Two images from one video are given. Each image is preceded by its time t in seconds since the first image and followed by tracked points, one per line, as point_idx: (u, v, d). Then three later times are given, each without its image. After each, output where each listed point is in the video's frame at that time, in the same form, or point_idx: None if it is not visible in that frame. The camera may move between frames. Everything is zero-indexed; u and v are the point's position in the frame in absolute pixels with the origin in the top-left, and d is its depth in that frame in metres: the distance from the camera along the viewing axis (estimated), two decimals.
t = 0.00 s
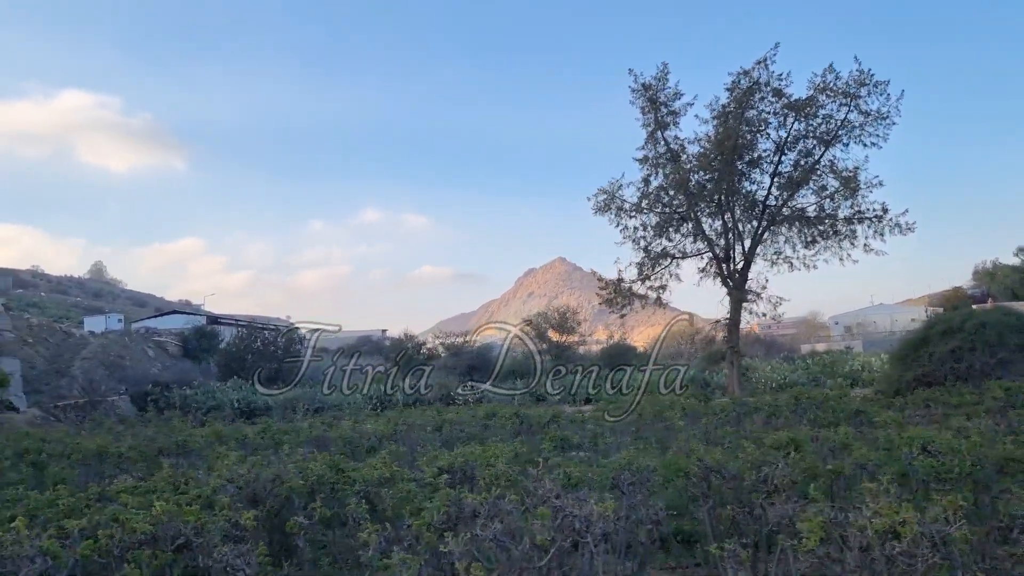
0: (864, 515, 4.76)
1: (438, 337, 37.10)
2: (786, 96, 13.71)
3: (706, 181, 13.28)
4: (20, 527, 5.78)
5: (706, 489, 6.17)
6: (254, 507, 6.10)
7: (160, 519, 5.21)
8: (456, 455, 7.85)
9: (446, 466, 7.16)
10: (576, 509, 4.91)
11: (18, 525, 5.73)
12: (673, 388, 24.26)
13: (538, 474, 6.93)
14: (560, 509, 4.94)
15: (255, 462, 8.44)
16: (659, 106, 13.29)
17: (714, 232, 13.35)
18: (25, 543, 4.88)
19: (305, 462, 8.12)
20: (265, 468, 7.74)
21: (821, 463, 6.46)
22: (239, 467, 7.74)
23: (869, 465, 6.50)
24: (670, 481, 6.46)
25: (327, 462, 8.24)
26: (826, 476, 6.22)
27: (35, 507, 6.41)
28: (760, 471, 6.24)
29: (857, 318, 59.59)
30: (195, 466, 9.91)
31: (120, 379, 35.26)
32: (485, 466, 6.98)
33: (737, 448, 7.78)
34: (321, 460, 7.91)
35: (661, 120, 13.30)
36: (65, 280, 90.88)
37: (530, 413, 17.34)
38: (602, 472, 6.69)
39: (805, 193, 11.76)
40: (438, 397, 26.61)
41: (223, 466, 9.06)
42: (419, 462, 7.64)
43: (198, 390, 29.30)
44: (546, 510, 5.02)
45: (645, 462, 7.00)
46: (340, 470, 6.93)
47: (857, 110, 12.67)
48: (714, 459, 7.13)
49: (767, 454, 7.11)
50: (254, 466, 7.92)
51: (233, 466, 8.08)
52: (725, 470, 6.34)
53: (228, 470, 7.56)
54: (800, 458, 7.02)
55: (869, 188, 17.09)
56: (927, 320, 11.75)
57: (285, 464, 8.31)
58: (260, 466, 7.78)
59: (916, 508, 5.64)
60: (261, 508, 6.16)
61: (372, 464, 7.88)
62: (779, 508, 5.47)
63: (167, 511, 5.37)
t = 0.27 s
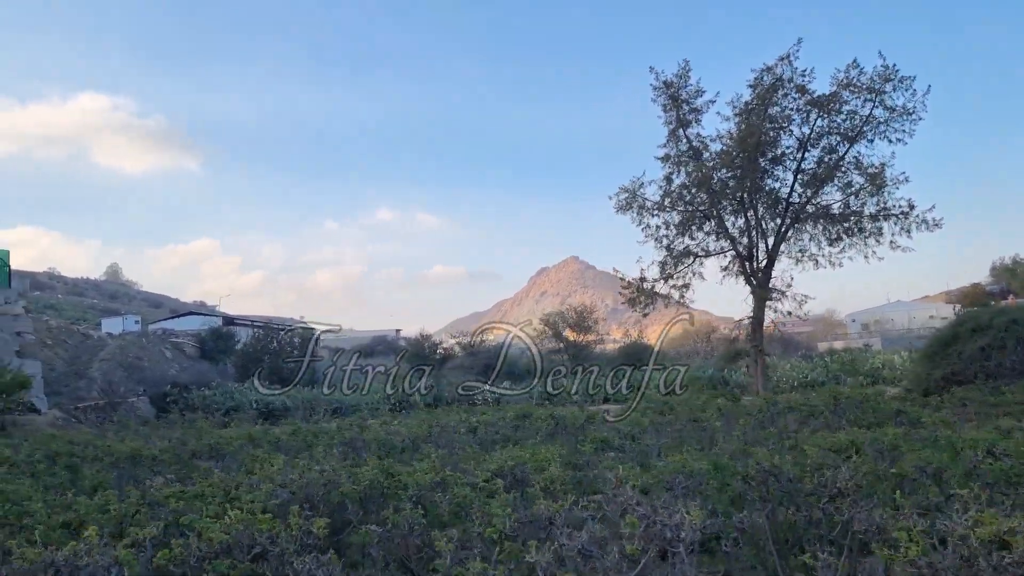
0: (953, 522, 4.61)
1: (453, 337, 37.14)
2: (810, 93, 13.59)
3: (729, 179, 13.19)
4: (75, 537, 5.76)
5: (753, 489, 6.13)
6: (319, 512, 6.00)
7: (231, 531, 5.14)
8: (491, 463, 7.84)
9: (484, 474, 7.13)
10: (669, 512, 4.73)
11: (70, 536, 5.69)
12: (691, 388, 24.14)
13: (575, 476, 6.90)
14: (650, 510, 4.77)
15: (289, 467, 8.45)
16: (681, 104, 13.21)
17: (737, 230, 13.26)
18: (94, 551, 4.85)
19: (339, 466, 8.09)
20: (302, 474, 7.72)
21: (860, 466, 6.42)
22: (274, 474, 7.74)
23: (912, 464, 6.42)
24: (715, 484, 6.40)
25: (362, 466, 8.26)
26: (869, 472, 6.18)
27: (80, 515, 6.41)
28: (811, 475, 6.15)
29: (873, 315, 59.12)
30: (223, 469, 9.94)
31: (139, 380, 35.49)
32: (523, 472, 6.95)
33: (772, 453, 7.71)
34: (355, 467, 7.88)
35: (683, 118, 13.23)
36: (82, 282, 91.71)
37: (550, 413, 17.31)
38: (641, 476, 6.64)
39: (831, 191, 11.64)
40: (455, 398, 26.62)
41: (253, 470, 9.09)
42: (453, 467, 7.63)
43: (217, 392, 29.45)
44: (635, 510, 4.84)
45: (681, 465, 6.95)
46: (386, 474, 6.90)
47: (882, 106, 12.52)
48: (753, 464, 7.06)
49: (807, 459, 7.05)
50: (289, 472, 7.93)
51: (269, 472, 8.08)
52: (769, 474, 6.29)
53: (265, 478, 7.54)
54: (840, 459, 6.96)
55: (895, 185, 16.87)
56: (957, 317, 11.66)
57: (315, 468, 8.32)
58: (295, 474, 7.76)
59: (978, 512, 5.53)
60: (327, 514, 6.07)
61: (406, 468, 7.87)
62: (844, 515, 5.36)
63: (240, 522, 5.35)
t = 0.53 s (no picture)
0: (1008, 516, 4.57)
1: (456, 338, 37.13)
2: (817, 92, 13.58)
3: (737, 178, 13.20)
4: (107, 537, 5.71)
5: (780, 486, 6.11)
6: (360, 509, 5.95)
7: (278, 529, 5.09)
8: (509, 463, 7.82)
9: (505, 472, 7.10)
10: (733, 507, 4.65)
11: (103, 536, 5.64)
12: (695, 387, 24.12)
13: (596, 473, 6.87)
14: (714, 506, 4.68)
15: (305, 467, 8.41)
16: (689, 103, 13.21)
17: (745, 229, 13.27)
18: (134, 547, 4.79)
19: (356, 466, 8.06)
20: (319, 474, 7.68)
21: (885, 461, 6.39)
22: (292, 475, 7.70)
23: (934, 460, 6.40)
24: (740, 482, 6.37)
25: (379, 466, 8.23)
26: (896, 467, 6.15)
27: (99, 514, 6.36)
28: (840, 469, 6.10)
29: (874, 315, 59.12)
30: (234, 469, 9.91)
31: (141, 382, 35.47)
32: (544, 468, 6.92)
33: (790, 450, 7.68)
34: (373, 467, 7.85)
35: (691, 117, 13.23)
36: (82, 284, 91.71)
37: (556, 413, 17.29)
38: (663, 473, 6.61)
39: (839, 189, 11.63)
40: (459, 398, 26.60)
41: (268, 471, 9.06)
42: (472, 465, 7.61)
43: (220, 393, 29.41)
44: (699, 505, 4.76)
45: (698, 463, 6.94)
46: (412, 473, 6.86)
47: (889, 105, 12.50)
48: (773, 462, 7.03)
49: (827, 455, 7.03)
50: (305, 472, 7.89)
51: (285, 473, 8.04)
52: (794, 470, 6.26)
53: (286, 479, 7.51)
54: (861, 455, 6.93)
55: (903, 183, 16.82)
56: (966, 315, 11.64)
57: (328, 467, 8.30)
58: (312, 474, 7.73)
59: (1006, 509, 5.50)
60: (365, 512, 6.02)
61: (424, 467, 7.85)
62: (884, 511, 5.31)
63: (295, 520, 5.25)
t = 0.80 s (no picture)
0: None
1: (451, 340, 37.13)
2: (812, 89, 13.65)
3: (734, 176, 13.25)
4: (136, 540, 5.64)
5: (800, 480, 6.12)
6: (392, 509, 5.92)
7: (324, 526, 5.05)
8: (521, 463, 7.80)
9: (521, 472, 7.08)
10: (787, 503, 4.67)
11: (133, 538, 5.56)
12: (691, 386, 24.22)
13: (612, 470, 6.86)
14: (768, 503, 4.72)
15: (315, 470, 8.35)
16: (686, 101, 13.24)
17: (743, 227, 13.32)
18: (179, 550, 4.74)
19: (367, 468, 8.01)
20: (331, 479, 7.63)
21: (900, 453, 6.41)
22: (306, 478, 7.64)
23: (943, 454, 6.47)
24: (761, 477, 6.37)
25: (390, 468, 8.18)
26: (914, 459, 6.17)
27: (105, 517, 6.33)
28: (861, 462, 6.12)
29: (865, 311, 59.45)
30: (236, 474, 9.87)
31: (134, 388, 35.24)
32: (559, 466, 6.90)
33: (801, 446, 7.69)
34: (386, 469, 7.80)
35: (687, 116, 13.27)
36: (71, 291, 91.09)
37: (554, 413, 17.33)
38: (680, 470, 6.60)
39: (837, 186, 11.69)
40: (456, 400, 26.55)
41: (275, 476, 8.98)
42: (484, 464, 7.58)
43: (215, 399, 29.26)
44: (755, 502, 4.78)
45: (707, 460, 7.00)
46: (432, 472, 6.83)
47: (884, 101, 12.58)
48: (788, 458, 7.05)
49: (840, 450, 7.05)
50: (317, 476, 7.83)
51: (296, 476, 7.98)
52: (813, 465, 6.27)
53: (301, 481, 7.45)
54: (874, 448, 6.95)
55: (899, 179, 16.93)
56: (965, 309, 11.73)
57: (335, 469, 8.28)
58: (324, 479, 7.67)
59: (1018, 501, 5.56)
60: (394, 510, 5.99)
61: (436, 468, 7.81)
62: (915, 503, 5.32)
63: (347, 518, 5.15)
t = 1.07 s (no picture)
0: None
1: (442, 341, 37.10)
2: (804, 89, 13.74)
3: (728, 176, 13.32)
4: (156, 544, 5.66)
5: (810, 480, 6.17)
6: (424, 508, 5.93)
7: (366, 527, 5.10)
8: (528, 463, 7.79)
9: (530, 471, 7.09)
10: (838, 500, 4.71)
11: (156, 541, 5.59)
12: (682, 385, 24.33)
13: (621, 468, 6.88)
14: (821, 500, 4.75)
15: (320, 472, 8.30)
16: (679, 102, 13.29)
17: (737, 227, 13.39)
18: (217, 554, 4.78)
19: (373, 471, 7.99)
20: (338, 481, 7.62)
21: (907, 450, 6.48)
22: (314, 479, 7.62)
23: (945, 450, 6.55)
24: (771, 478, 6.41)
25: (395, 469, 8.16)
26: (921, 454, 6.24)
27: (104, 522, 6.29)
28: (871, 462, 6.19)
29: (852, 309, 59.87)
30: (235, 477, 9.83)
31: (121, 391, 34.93)
32: (564, 467, 6.92)
33: (806, 445, 7.73)
34: (392, 472, 7.79)
35: (681, 116, 13.32)
36: (55, 294, 90.13)
37: (548, 412, 17.37)
38: (685, 471, 6.63)
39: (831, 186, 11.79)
40: (449, 400, 26.51)
41: (278, 478, 8.93)
42: (490, 465, 7.58)
43: (205, 401, 29.08)
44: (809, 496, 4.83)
45: (710, 461, 7.06)
46: (444, 476, 6.84)
47: (876, 101, 12.69)
48: (794, 459, 7.10)
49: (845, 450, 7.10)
50: (323, 478, 7.82)
51: (301, 478, 7.95)
52: (823, 468, 6.33)
53: (311, 483, 7.46)
54: (879, 446, 7.01)
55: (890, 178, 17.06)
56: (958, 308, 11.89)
57: (337, 472, 8.27)
58: (331, 480, 7.66)
59: None
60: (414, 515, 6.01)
61: (442, 470, 7.80)
62: (940, 500, 5.35)
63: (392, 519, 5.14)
